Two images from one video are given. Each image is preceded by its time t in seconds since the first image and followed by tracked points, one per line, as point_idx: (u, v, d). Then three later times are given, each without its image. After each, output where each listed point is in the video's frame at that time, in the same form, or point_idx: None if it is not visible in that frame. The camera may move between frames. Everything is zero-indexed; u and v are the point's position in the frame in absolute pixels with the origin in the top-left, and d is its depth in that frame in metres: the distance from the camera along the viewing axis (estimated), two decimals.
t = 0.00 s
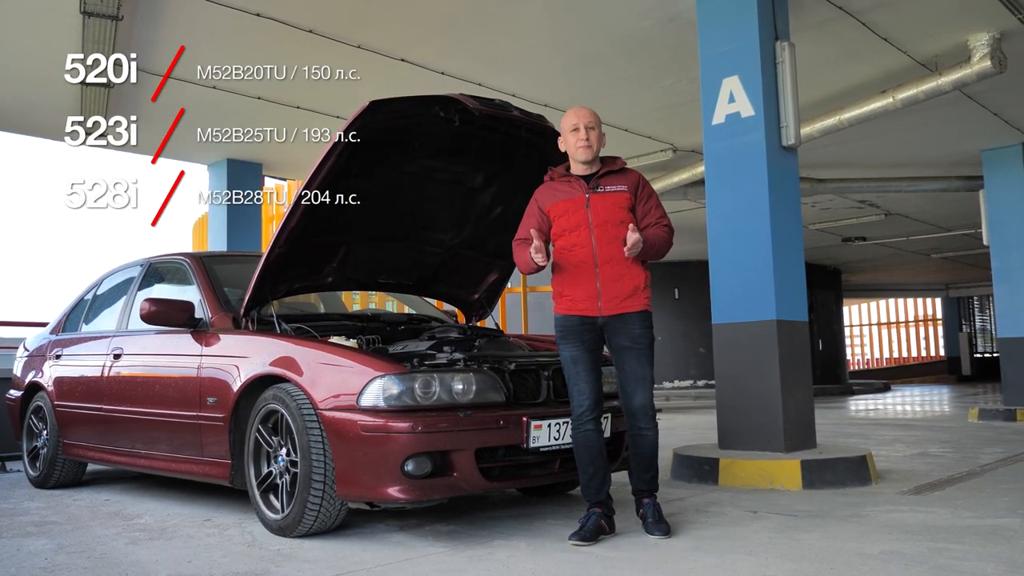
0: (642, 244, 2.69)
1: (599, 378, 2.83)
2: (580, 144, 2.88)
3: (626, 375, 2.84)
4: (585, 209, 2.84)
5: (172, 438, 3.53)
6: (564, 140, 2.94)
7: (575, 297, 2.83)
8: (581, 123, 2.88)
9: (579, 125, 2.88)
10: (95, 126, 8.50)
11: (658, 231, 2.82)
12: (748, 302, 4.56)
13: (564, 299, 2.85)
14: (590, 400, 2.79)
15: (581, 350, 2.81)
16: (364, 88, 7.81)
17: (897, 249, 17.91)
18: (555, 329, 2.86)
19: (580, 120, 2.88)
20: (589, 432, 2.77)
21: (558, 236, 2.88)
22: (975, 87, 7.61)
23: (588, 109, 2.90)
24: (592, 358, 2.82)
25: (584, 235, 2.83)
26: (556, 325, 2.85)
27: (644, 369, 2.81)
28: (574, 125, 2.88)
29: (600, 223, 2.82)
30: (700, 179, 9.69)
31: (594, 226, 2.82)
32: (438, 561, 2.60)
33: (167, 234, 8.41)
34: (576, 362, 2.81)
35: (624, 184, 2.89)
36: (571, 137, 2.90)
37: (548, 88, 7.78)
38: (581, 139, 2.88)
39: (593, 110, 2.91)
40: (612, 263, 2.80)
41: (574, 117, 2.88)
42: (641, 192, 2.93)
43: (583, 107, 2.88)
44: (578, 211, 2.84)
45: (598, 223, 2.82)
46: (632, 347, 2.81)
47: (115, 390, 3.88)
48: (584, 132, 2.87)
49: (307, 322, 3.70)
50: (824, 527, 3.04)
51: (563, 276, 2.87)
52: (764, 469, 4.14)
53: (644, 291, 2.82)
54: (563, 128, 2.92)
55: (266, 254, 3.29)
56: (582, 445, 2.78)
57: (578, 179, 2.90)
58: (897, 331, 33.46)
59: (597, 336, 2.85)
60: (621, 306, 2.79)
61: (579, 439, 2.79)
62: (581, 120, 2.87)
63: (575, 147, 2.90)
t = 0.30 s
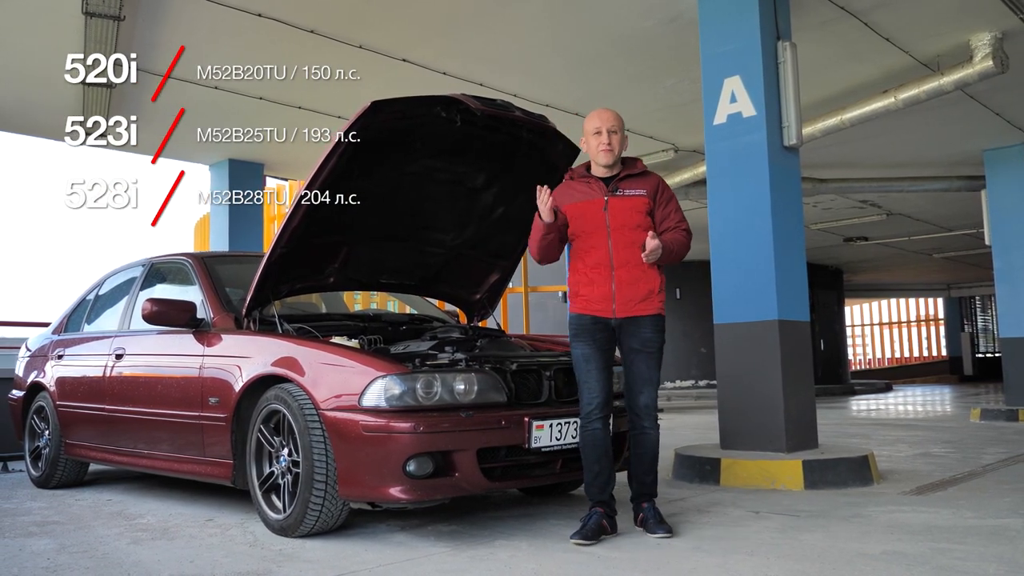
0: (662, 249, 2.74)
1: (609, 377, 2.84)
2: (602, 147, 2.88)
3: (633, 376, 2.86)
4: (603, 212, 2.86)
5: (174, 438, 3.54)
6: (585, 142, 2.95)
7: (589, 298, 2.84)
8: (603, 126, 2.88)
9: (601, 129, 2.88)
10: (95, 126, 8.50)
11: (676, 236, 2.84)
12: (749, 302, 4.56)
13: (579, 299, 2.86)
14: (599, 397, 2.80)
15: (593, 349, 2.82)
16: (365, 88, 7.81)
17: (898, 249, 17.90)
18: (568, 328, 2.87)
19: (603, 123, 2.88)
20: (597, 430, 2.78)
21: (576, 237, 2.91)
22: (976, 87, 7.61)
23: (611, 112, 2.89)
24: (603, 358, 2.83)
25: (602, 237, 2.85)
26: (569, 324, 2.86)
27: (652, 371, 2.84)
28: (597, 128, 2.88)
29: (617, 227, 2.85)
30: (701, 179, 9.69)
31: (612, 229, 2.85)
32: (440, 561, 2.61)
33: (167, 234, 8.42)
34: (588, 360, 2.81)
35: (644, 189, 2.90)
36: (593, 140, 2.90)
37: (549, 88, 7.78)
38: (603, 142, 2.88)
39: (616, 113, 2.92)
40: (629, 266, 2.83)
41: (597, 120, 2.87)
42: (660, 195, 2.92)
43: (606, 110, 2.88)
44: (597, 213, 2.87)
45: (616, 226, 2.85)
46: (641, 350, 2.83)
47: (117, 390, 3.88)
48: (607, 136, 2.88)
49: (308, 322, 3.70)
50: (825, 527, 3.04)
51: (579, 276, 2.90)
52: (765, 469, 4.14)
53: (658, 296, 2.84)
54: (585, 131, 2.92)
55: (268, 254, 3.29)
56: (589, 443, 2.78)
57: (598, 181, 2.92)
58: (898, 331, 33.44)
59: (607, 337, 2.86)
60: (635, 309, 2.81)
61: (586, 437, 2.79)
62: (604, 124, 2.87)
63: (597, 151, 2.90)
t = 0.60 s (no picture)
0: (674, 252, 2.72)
1: (617, 375, 2.84)
2: (622, 152, 2.91)
3: (641, 376, 2.86)
4: (618, 216, 2.89)
5: (176, 439, 3.54)
6: (606, 145, 2.97)
7: (602, 298, 2.88)
8: (624, 131, 2.90)
9: (622, 134, 2.90)
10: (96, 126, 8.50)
11: (690, 242, 2.84)
12: (751, 301, 4.55)
13: (592, 300, 2.91)
14: (606, 394, 2.80)
15: (602, 346, 2.83)
16: (367, 88, 7.82)
17: (901, 249, 17.89)
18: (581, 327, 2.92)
19: (624, 128, 2.91)
20: (603, 429, 2.78)
21: (591, 239, 2.95)
22: (978, 87, 7.60)
23: (633, 117, 2.91)
24: (612, 356, 2.83)
25: (615, 241, 2.88)
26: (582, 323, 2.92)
27: (660, 371, 2.84)
28: (618, 132, 2.91)
29: (631, 232, 2.87)
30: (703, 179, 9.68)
31: (625, 234, 2.87)
32: (442, 561, 2.61)
33: (167, 234, 8.44)
34: (596, 358, 2.82)
35: (659, 195, 2.90)
36: (614, 144, 2.92)
37: (551, 88, 7.77)
38: (623, 147, 2.91)
39: (638, 118, 2.93)
40: (641, 270, 2.85)
41: (618, 125, 2.90)
42: (676, 202, 2.93)
43: (628, 115, 2.90)
44: (611, 217, 2.90)
45: (629, 231, 2.87)
46: (650, 350, 2.84)
47: (119, 390, 3.89)
48: (627, 141, 2.90)
49: (311, 322, 3.71)
50: (827, 527, 3.04)
51: (594, 278, 2.94)
52: (767, 469, 4.14)
53: (670, 299, 2.84)
54: (606, 134, 2.95)
55: (270, 254, 3.30)
56: (594, 441, 2.78)
57: (614, 185, 2.94)
58: (901, 331, 33.41)
59: (615, 336, 2.86)
60: (645, 311, 2.82)
61: (593, 436, 2.79)
62: (624, 129, 2.90)
63: (616, 155, 2.93)
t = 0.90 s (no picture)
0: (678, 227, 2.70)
1: (623, 373, 2.83)
2: (629, 154, 2.89)
3: (646, 375, 2.86)
4: (624, 216, 2.90)
5: (179, 439, 3.55)
6: (614, 145, 2.95)
7: (607, 297, 2.88)
8: (632, 132, 2.88)
9: (629, 135, 2.87)
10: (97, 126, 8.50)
11: (698, 238, 2.82)
12: (754, 302, 4.55)
13: (597, 299, 2.91)
14: (612, 393, 2.79)
15: (609, 343, 2.82)
16: (369, 88, 7.82)
17: (903, 249, 17.87)
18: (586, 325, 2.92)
19: (632, 129, 2.88)
20: (609, 427, 2.77)
21: (598, 238, 2.95)
22: (981, 87, 7.60)
23: (641, 117, 2.88)
24: (618, 354, 2.82)
25: (621, 240, 2.89)
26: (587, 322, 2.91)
27: (664, 371, 2.84)
28: (625, 134, 2.88)
29: (637, 231, 2.87)
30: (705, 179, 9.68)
31: (631, 234, 2.88)
32: (445, 561, 2.61)
33: (167, 234, 8.46)
34: (603, 355, 2.82)
35: (666, 195, 2.90)
36: (621, 145, 2.90)
37: (553, 88, 7.77)
38: (630, 149, 2.89)
39: (647, 119, 2.89)
40: (646, 270, 2.85)
41: (625, 126, 2.87)
42: (684, 202, 2.92)
43: (636, 116, 2.87)
44: (617, 217, 2.91)
45: (635, 230, 2.87)
46: (654, 351, 2.84)
47: (122, 390, 3.89)
48: (634, 143, 2.88)
49: (314, 322, 3.71)
50: (830, 527, 3.04)
51: (599, 276, 2.94)
52: (770, 469, 4.13)
53: (674, 299, 2.85)
54: (614, 135, 2.92)
55: (273, 254, 3.30)
56: (600, 439, 2.77)
57: (621, 185, 2.95)
58: (903, 331, 33.37)
59: (621, 335, 2.86)
60: (650, 311, 2.83)
61: (598, 434, 2.78)
62: (632, 131, 2.87)
63: (624, 156, 2.92)
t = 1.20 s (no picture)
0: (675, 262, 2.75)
1: (625, 375, 2.83)
2: (627, 153, 2.91)
3: (647, 376, 2.87)
4: (623, 217, 2.91)
5: (181, 439, 3.55)
6: (611, 145, 2.98)
7: (607, 299, 2.88)
8: (629, 131, 2.91)
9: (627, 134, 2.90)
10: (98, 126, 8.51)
11: (697, 243, 2.86)
12: (756, 302, 4.55)
13: (596, 300, 2.90)
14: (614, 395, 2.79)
15: (610, 345, 2.82)
16: (371, 89, 7.83)
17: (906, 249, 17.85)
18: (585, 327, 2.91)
19: (629, 128, 2.91)
20: (613, 430, 2.77)
21: (596, 239, 2.95)
22: (983, 87, 7.59)
23: (638, 117, 2.91)
24: (620, 355, 2.82)
25: (620, 241, 2.89)
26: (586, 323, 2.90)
27: (665, 372, 2.85)
28: (623, 133, 2.91)
29: (636, 232, 2.88)
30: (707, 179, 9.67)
31: (631, 234, 2.89)
32: (448, 562, 2.62)
33: (166, 234, 8.49)
34: (604, 356, 2.81)
35: (665, 195, 2.93)
36: (619, 144, 2.92)
37: (555, 88, 7.77)
38: (627, 147, 2.91)
39: (643, 118, 2.93)
40: (646, 271, 2.86)
41: (622, 125, 2.90)
42: (682, 203, 2.96)
43: (632, 115, 2.90)
44: (616, 218, 2.91)
45: (635, 231, 2.88)
46: (654, 352, 2.84)
47: (125, 390, 3.90)
48: (632, 141, 2.90)
49: (316, 322, 3.72)
50: (833, 528, 3.05)
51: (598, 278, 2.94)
52: (773, 469, 4.13)
53: (674, 300, 2.86)
54: (611, 134, 2.95)
55: (276, 255, 3.30)
56: (605, 442, 2.77)
57: (620, 186, 2.96)
58: (905, 331, 33.34)
59: (622, 336, 2.86)
60: (650, 312, 2.83)
61: (603, 436, 2.78)
62: (629, 129, 2.90)
63: (622, 155, 2.94)
